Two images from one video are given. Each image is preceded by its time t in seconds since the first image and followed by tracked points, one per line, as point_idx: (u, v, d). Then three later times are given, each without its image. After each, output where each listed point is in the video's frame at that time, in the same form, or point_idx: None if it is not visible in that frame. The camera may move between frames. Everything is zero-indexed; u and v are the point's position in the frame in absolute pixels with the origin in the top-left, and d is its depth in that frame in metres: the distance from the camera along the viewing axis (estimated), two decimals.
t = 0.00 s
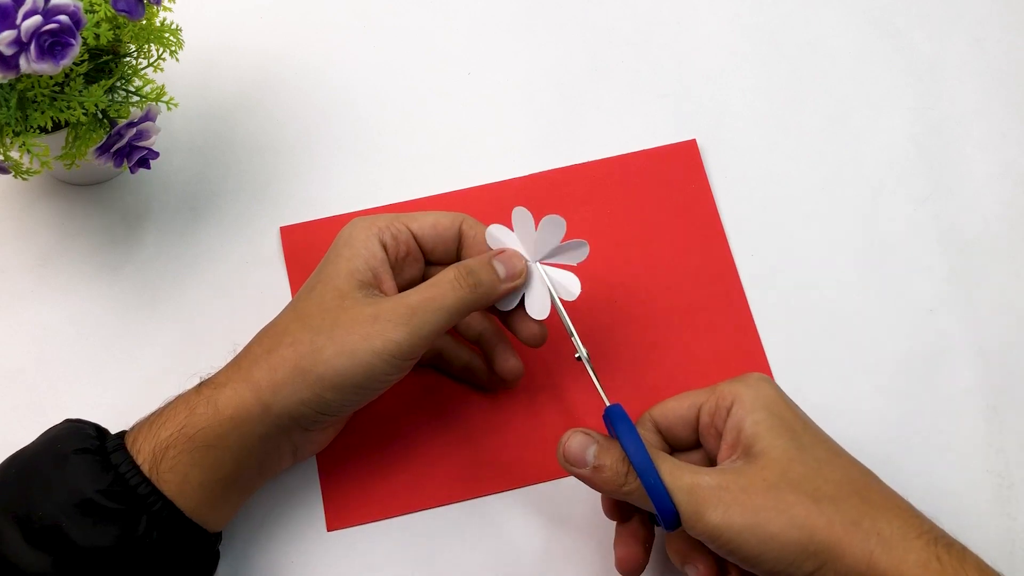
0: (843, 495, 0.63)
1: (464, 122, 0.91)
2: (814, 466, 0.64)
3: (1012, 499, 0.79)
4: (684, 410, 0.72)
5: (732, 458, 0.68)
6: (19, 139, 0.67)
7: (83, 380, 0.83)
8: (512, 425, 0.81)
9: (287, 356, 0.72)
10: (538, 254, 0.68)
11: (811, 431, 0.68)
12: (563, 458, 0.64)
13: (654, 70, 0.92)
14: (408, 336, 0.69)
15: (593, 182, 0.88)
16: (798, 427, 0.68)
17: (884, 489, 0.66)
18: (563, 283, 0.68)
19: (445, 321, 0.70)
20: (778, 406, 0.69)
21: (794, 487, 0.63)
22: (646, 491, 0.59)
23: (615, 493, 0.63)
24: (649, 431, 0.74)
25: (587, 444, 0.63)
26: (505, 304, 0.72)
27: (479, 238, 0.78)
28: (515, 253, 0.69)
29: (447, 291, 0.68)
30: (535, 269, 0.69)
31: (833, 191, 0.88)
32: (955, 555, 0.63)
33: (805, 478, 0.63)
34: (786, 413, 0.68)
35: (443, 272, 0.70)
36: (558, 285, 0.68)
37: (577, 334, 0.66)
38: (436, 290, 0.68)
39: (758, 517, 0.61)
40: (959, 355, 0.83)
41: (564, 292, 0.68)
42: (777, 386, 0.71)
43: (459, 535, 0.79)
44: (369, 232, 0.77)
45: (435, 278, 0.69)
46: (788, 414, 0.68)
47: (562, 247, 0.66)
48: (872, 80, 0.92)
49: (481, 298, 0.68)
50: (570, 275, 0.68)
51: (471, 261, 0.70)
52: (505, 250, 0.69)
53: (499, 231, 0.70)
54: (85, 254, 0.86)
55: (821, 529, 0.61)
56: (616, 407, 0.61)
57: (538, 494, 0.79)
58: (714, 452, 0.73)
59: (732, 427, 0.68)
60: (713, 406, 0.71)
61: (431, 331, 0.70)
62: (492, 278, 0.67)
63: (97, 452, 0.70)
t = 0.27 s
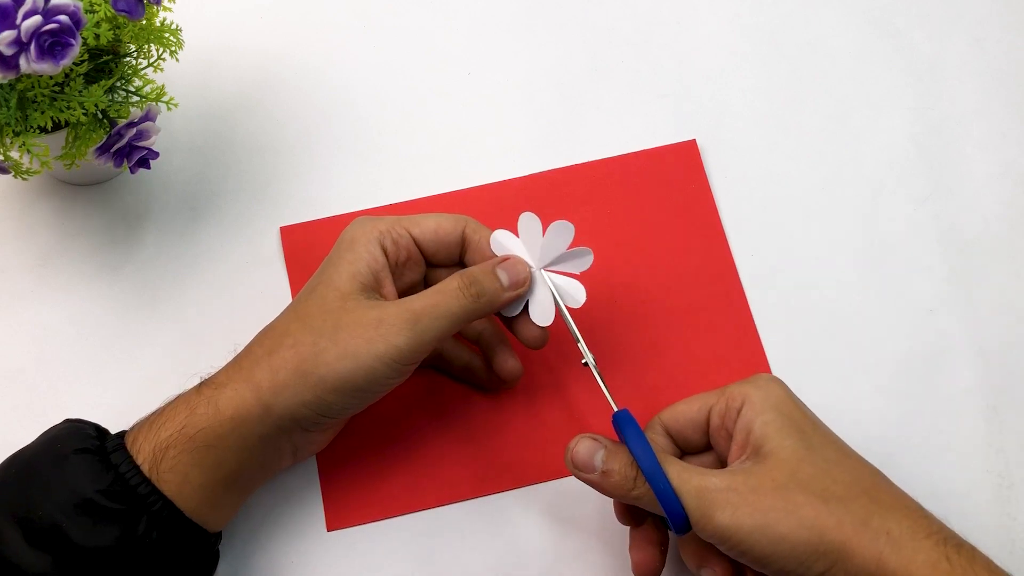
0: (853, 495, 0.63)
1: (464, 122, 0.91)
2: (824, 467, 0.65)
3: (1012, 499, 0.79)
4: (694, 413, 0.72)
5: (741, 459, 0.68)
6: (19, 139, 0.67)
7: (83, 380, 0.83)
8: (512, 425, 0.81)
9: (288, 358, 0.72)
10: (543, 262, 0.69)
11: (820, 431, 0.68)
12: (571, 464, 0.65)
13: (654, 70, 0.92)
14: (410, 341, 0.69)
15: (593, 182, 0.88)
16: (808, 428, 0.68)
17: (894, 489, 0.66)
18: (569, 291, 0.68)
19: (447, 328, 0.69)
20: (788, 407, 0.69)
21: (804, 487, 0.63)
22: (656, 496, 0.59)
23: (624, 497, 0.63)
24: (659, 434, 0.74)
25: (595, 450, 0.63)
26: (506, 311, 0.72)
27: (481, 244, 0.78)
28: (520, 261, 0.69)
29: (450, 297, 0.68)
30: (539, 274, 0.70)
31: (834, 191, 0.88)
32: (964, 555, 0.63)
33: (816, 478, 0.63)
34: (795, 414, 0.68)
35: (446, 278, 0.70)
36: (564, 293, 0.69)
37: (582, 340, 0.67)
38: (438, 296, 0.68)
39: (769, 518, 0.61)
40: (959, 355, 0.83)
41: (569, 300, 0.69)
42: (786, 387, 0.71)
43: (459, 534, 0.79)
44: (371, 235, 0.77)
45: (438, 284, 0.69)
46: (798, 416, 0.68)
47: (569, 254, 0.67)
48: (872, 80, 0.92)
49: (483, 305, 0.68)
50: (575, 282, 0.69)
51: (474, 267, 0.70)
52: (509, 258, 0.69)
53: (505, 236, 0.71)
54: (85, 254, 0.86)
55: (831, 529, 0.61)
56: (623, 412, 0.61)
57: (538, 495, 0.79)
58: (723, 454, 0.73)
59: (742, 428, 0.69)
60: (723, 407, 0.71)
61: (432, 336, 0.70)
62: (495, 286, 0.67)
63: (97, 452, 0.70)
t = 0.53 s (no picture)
0: (858, 495, 0.63)
1: (464, 122, 0.91)
2: (829, 467, 0.65)
3: (1011, 499, 0.79)
4: (698, 412, 0.73)
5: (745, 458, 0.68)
6: (19, 138, 0.67)
7: (83, 380, 0.83)
8: (512, 425, 0.81)
9: (289, 358, 0.72)
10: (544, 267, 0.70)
11: (825, 431, 0.68)
12: (574, 467, 0.65)
13: (654, 70, 0.92)
14: (411, 343, 0.69)
15: (593, 182, 0.88)
16: (812, 428, 0.68)
17: (898, 489, 0.66)
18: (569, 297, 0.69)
19: (448, 332, 0.70)
20: (793, 407, 0.69)
21: (809, 487, 0.63)
22: (658, 497, 0.59)
23: (628, 500, 0.64)
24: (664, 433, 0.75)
25: (598, 452, 0.64)
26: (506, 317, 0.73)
27: (483, 249, 0.78)
28: (522, 268, 0.69)
29: (452, 302, 0.68)
30: (539, 280, 0.70)
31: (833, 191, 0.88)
32: (969, 555, 0.63)
33: (821, 478, 0.63)
34: (800, 413, 0.68)
35: (449, 282, 0.70)
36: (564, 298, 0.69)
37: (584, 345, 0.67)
38: (441, 299, 0.68)
39: (774, 519, 0.61)
40: (959, 355, 0.83)
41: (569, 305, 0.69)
42: (791, 388, 0.71)
43: (459, 534, 0.79)
44: (373, 235, 0.77)
45: (440, 287, 0.69)
46: (802, 416, 0.68)
47: (571, 261, 0.68)
48: (872, 80, 0.92)
49: (484, 309, 0.68)
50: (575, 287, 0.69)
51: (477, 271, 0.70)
52: (510, 263, 0.69)
53: (505, 241, 0.71)
54: (85, 254, 0.86)
55: (836, 529, 0.61)
56: (627, 414, 0.61)
57: (538, 495, 0.79)
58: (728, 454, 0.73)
59: (746, 428, 0.69)
60: (727, 406, 0.71)
61: (433, 340, 0.70)
62: (497, 291, 0.68)
63: (97, 451, 0.70)
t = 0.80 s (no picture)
0: (856, 498, 0.63)
1: (464, 122, 0.91)
2: (827, 469, 0.65)
3: (1011, 499, 0.79)
4: (700, 412, 0.73)
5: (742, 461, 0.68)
6: (19, 139, 0.67)
7: (83, 380, 0.83)
8: (512, 425, 0.81)
9: (289, 355, 0.72)
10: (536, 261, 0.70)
11: (824, 431, 0.68)
12: (575, 473, 0.66)
13: (654, 70, 0.92)
14: (410, 333, 0.69)
15: (593, 182, 0.88)
16: (811, 429, 0.68)
17: (898, 490, 0.66)
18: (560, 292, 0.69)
19: (448, 317, 0.70)
20: (793, 408, 0.69)
21: (806, 489, 0.63)
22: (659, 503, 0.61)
23: (631, 506, 0.64)
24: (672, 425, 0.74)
25: (598, 459, 0.65)
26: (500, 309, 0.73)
27: (478, 242, 0.78)
28: (515, 253, 0.69)
29: (449, 288, 0.68)
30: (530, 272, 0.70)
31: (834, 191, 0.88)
32: (968, 555, 0.63)
33: (819, 481, 0.63)
34: (800, 414, 0.68)
35: (445, 270, 0.70)
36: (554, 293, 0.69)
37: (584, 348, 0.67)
38: (438, 286, 0.68)
39: (771, 522, 0.61)
40: (959, 355, 0.83)
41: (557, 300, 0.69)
42: (791, 388, 0.71)
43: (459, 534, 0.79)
44: (367, 230, 0.77)
45: (435, 275, 0.69)
46: (802, 417, 0.68)
47: (563, 256, 0.68)
48: (873, 80, 0.92)
49: (482, 294, 0.68)
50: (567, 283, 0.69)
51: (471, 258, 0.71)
52: (504, 250, 0.69)
53: (500, 234, 0.72)
54: (86, 254, 0.86)
55: (833, 531, 0.61)
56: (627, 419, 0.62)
57: (538, 495, 0.79)
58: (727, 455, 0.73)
59: (745, 429, 0.69)
60: (727, 407, 0.71)
61: (432, 328, 0.70)
62: (492, 275, 0.67)
63: (97, 451, 0.70)
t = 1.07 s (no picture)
0: (852, 435, 0.63)
1: (464, 122, 0.91)
2: (838, 398, 0.64)
3: (1011, 500, 0.79)
4: (754, 284, 0.73)
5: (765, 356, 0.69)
6: (19, 139, 0.67)
7: (83, 380, 0.83)
8: (512, 425, 0.81)
9: (292, 357, 0.72)
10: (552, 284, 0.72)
11: (853, 361, 0.67)
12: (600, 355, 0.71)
13: (654, 70, 0.92)
14: (413, 342, 0.70)
15: (593, 182, 0.88)
16: (843, 354, 0.67)
17: (899, 437, 0.65)
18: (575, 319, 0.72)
19: (453, 329, 0.70)
20: (833, 330, 0.68)
21: (806, 409, 0.63)
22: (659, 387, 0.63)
23: (647, 388, 0.67)
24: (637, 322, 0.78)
25: (616, 344, 0.69)
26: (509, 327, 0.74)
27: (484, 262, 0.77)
28: (526, 271, 0.70)
29: (457, 302, 0.69)
30: (541, 295, 0.72)
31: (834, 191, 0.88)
32: (942, 511, 0.63)
33: (822, 405, 0.64)
34: (839, 337, 0.67)
35: (453, 281, 0.70)
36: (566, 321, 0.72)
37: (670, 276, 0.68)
38: (446, 299, 0.69)
39: (756, 430, 0.63)
40: (959, 355, 0.83)
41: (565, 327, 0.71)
42: (845, 307, 0.70)
43: (459, 535, 0.79)
44: (376, 240, 0.77)
45: (444, 288, 0.70)
46: (839, 341, 0.67)
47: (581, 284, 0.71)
48: (873, 80, 0.92)
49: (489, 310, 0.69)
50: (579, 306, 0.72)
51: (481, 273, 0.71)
52: (516, 267, 0.70)
53: (517, 254, 0.74)
54: (86, 254, 0.86)
55: (815, 452, 0.63)
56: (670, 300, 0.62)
57: (538, 495, 0.79)
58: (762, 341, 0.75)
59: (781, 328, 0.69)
60: (782, 299, 0.71)
61: (435, 338, 0.70)
62: (502, 293, 0.69)
63: (97, 452, 0.70)
